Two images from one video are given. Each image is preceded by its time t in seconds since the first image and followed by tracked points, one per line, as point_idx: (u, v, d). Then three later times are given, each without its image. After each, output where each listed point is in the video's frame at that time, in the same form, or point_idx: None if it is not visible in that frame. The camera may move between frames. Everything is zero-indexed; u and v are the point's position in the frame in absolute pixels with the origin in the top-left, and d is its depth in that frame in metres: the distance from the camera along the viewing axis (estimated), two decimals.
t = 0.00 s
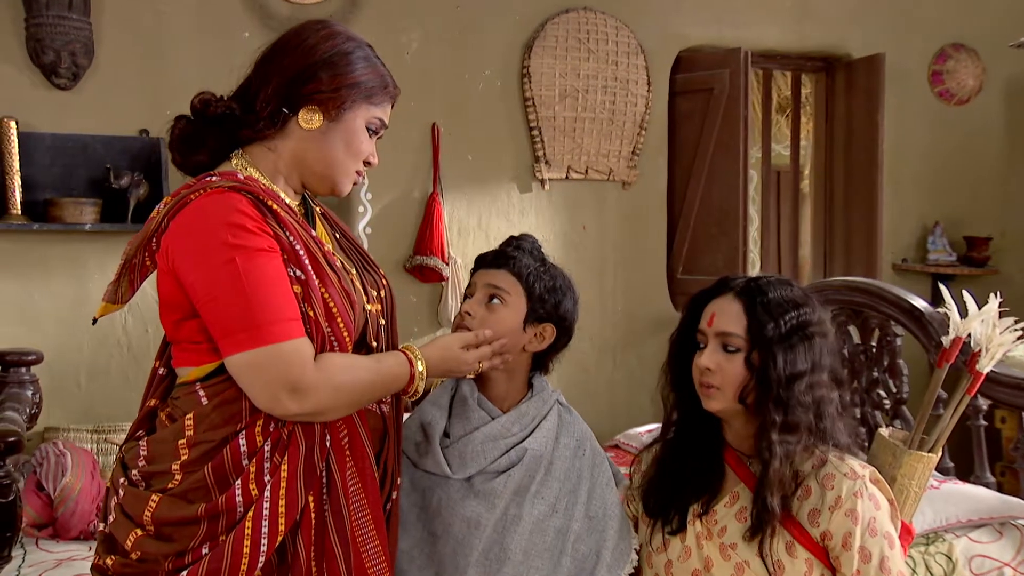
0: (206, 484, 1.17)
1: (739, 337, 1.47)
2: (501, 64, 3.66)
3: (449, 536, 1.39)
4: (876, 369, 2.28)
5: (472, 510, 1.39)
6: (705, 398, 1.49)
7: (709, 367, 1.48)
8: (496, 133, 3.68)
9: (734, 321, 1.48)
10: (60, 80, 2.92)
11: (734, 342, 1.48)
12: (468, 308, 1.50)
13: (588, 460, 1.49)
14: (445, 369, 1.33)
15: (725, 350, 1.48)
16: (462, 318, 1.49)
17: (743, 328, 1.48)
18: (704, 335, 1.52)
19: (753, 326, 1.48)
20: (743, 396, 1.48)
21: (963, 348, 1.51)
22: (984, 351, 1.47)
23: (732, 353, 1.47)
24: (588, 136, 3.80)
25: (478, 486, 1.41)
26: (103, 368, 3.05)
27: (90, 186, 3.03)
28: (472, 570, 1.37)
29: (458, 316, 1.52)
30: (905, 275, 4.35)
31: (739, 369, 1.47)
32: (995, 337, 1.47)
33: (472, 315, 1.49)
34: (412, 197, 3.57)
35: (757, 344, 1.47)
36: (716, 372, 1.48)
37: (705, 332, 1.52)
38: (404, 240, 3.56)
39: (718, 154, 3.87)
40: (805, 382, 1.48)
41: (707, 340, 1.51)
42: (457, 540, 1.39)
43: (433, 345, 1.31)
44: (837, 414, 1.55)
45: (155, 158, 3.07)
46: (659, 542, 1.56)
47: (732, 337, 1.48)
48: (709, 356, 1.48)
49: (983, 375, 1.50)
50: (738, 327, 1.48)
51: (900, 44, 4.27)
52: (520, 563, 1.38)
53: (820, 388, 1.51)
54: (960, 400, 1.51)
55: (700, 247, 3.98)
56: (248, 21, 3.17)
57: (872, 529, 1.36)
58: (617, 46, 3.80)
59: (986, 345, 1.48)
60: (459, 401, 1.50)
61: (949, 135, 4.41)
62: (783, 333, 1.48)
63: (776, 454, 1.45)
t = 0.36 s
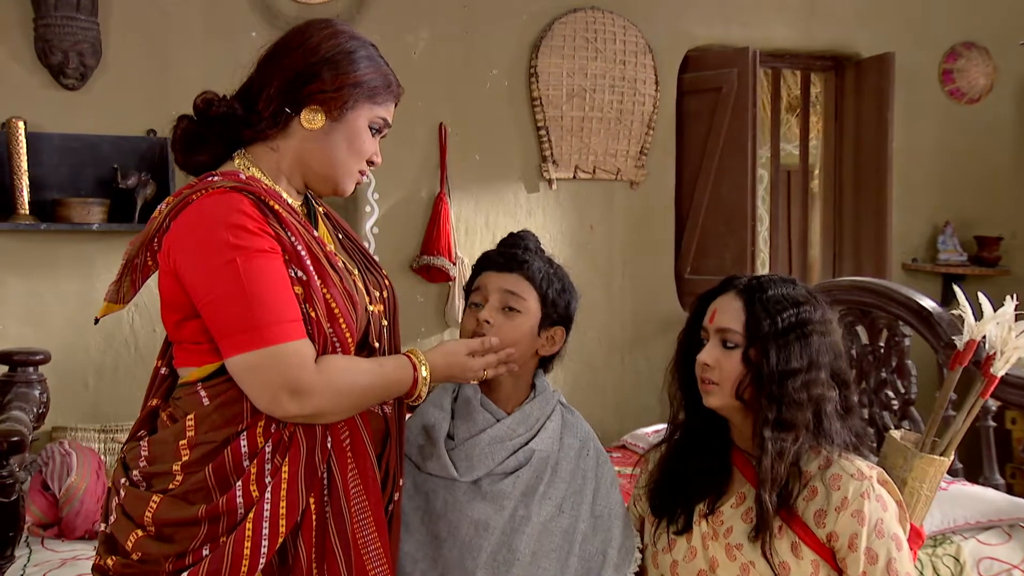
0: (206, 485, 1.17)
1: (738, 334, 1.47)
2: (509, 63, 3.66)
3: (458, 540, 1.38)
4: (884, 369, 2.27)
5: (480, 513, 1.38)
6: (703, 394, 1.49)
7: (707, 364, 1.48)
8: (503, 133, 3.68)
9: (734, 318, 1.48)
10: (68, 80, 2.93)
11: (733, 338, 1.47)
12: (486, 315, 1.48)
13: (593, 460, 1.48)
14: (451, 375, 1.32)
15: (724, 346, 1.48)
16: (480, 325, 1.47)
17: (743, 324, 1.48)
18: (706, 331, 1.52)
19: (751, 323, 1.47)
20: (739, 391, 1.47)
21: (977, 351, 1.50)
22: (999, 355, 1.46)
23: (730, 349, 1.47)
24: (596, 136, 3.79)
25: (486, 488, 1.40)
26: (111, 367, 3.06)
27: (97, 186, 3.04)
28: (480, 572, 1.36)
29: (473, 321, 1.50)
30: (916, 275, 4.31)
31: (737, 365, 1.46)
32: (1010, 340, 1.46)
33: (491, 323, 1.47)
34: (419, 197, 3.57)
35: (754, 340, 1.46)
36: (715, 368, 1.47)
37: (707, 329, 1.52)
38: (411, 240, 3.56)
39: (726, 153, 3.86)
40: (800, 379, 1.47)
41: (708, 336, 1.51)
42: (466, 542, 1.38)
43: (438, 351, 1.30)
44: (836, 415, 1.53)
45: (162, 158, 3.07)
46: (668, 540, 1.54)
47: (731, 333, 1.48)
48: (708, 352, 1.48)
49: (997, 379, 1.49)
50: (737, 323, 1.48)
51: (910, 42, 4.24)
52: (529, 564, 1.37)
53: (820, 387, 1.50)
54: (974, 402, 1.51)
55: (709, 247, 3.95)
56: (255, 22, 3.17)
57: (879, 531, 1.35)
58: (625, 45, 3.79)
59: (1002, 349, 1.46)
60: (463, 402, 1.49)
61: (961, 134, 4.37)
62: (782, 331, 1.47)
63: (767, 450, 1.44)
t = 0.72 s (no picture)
0: (209, 486, 1.17)
1: (740, 333, 1.47)
2: (516, 63, 3.65)
3: (467, 542, 1.36)
4: (892, 370, 2.25)
5: (490, 514, 1.37)
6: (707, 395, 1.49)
7: (710, 364, 1.48)
8: (510, 132, 3.67)
9: (736, 317, 1.48)
10: (75, 81, 2.94)
11: (735, 338, 1.47)
12: (508, 324, 1.46)
13: (597, 459, 1.47)
14: (456, 383, 1.31)
15: (726, 346, 1.48)
16: (505, 335, 1.45)
17: (745, 323, 1.48)
18: (710, 331, 1.52)
19: (752, 322, 1.47)
20: (742, 391, 1.46)
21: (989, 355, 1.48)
22: (1013, 360, 1.44)
23: (732, 348, 1.47)
24: (603, 136, 3.77)
25: (495, 489, 1.39)
26: (119, 367, 3.07)
27: (104, 187, 3.04)
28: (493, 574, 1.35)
29: (493, 330, 1.47)
30: (926, 276, 4.28)
31: (739, 364, 1.46)
32: None
33: (515, 332, 1.46)
34: (426, 197, 3.56)
35: (756, 339, 1.46)
36: (717, 368, 1.47)
37: (711, 329, 1.52)
38: (418, 240, 3.56)
39: (734, 153, 3.84)
40: (801, 378, 1.46)
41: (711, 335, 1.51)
42: (476, 544, 1.36)
43: (444, 357, 1.29)
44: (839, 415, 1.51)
45: (169, 158, 3.08)
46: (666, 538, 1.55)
47: (733, 332, 1.48)
48: (710, 351, 1.48)
49: (1010, 383, 1.47)
50: (739, 323, 1.48)
51: (921, 41, 4.21)
52: (541, 564, 1.36)
53: (822, 386, 1.49)
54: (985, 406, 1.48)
55: (717, 247, 3.93)
56: (262, 22, 3.17)
57: (884, 534, 1.33)
58: (633, 45, 3.77)
59: (1015, 354, 1.44)
60: (467, 404, 1.48)
61: (972, 133, 4.33)
62: (784, 331, 1.47)
63: (769, 449, 1.44)
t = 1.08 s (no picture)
0: (206, 488, 1.16)
1: (741, 333, 1.46)
2: (520, 63, 3.64)
3: (471, 544, 1.35)
4: (896, 371, 2.23)
5: (494, 515, 1.36)
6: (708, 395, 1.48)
7: (710, 364, 1.47)
8: (514, 132, 3.66)
9: (736, 317, 1.47)
10: (80, 81, 2.94)
11: (735, 337, 1.47)
12: (534, 331, 1.44)
13: (595, 457, 1.46)
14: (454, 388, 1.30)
15: (727, 345, 1.47)
16: (534, 345, 1.44)
17: (745, 322, 1.47)
18: (710, 332, 1.51)
19: (752, 321, 1.46)
20: (744, 390, 1.45)
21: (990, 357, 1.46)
22: (1015, 360, 1.41)
23: (733, 348, 1.46)
24: (608, 136, 3.76)
25: (497, 490, 1.38)
26: (122, 367, 3.07)
27: (108, 187, 3.05)
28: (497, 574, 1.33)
29: (518, 340, 1.45)
30: (932, 276, 4.25)
31: (740, 364, 1.45)
32: None
33: (541, 340, 1.45)
34: (430, 197, 3.56)
35: (756, 338, 1.45)
36: (719, 368, 1.47)
37: (711, 330, 1.51)
38: (422, 240, 3.56)
39: (739, 152, 3.82)
40: (803, 375, 1.46)
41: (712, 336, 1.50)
42: (480, 546, 1.34)
43: (442, 362, 1.28)
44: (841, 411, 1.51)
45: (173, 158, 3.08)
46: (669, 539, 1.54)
47: (733, 332, 1.47)
48: (710, 351, 1.48)
49: (1013, 385, 1.45)
50: (739, 322, 1.47)
51: (927, 40, 4.19)
52: (546, 563, 1.35)
53: (826, 385, 1.49)
54: (988, 409, 1.46)
55: (722, 247, 3.91)
56: (266, 22, 3.17)
57: (885, 535, 1.32)
58: (637, 44, 3.76)
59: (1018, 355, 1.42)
60: (465, 405, 1.47)
61: (979, 133, 4.31)
62: (785, 331, 1.46)
63: (772, 446, 1.43)
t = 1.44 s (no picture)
0: (196, 490, 1.16)
1: (739, 332, 1.46)
2: (523, 63, 3.63)
3: (468, 547, 1.35)
4: (900, 371, 2.22)
5: (492, 517, 1.36)
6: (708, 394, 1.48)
7: (710, 363, 1.47)
8: (517, 132, 3.66)
9: (735, 316, 1.47)
10: (82, 81, 2.95)
11: (734, 337, 1.47)
12: (548, 334, 1.45)
13: (590, 456, 1.45)
14: (446, 391, 1.29)
15: (726, 345, 1.47)
16: (548, 348, 1.45)
17: (744, 322, 1.46)
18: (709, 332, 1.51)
19: (751, 319, 1.46)
20: (741, 390, 1.45)
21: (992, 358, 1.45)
22: (1016, 362, 1.40)
23: (731, 347, 1.46)
24: (611, 136, 3.75)
25: (495, 492, 1.38)
26: (125, 368, 3.07)
27: (111, 187, 3.05)
28: None
29: (532, 345, 1.44)
30: (937, 276, 4.23)
31: (738, 363, 1.45)
32: None
33: (552, 342, 1.46)
34: (433, 197, 3.56)
35: (754, 336, 1.45)
36: (717, 367, 1.47)
37: (710, 330, 1.51)
38: (424, 240, 3.55)
39: (743, 152, 3.81)
40: (800, 374, 1.44)
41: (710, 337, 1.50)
42: (478, 548, 1.35)
43: (433, 363, 1.28)
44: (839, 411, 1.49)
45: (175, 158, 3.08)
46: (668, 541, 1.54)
47: (731, 331, 1.47)
48: (709, 351, 1.48)
49: (1014, 387, 1.44)
50: (738, 322, 1.47)
51: (932, 40, 4.17)
52: (544, 565, 1.34)
53: (824, 384, 1.48)
54: (988, 411, 1.46)
55: (726, 247, 3.90)
56: (268, 22, 3.17)
57: (884, 536, 1.31)
58: (640, 44, 3.75)
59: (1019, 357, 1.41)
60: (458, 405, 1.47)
61: (984, 132, 4.29)
62: (783, 328, 1.45)
63: (767, 446, 1.42)
